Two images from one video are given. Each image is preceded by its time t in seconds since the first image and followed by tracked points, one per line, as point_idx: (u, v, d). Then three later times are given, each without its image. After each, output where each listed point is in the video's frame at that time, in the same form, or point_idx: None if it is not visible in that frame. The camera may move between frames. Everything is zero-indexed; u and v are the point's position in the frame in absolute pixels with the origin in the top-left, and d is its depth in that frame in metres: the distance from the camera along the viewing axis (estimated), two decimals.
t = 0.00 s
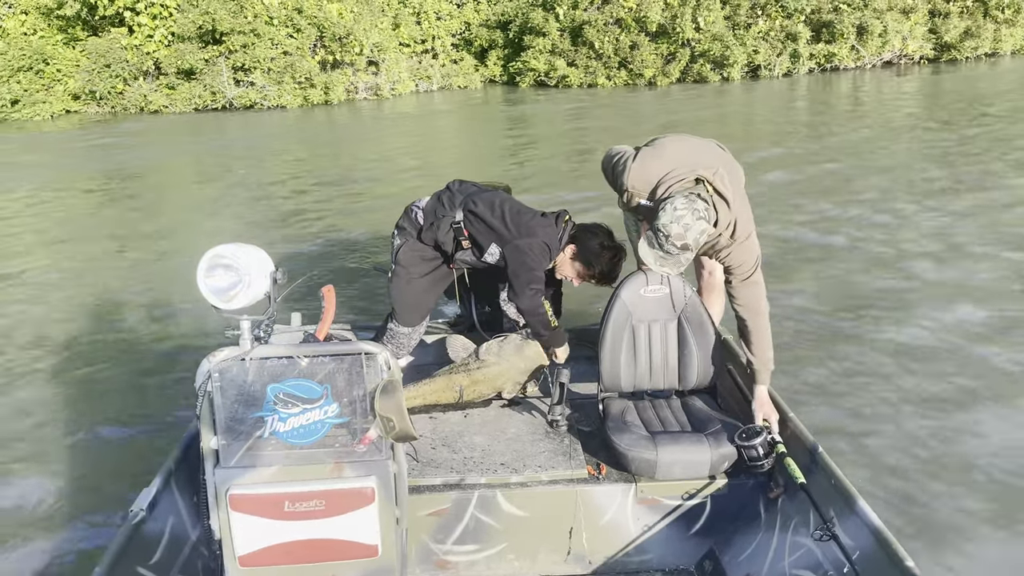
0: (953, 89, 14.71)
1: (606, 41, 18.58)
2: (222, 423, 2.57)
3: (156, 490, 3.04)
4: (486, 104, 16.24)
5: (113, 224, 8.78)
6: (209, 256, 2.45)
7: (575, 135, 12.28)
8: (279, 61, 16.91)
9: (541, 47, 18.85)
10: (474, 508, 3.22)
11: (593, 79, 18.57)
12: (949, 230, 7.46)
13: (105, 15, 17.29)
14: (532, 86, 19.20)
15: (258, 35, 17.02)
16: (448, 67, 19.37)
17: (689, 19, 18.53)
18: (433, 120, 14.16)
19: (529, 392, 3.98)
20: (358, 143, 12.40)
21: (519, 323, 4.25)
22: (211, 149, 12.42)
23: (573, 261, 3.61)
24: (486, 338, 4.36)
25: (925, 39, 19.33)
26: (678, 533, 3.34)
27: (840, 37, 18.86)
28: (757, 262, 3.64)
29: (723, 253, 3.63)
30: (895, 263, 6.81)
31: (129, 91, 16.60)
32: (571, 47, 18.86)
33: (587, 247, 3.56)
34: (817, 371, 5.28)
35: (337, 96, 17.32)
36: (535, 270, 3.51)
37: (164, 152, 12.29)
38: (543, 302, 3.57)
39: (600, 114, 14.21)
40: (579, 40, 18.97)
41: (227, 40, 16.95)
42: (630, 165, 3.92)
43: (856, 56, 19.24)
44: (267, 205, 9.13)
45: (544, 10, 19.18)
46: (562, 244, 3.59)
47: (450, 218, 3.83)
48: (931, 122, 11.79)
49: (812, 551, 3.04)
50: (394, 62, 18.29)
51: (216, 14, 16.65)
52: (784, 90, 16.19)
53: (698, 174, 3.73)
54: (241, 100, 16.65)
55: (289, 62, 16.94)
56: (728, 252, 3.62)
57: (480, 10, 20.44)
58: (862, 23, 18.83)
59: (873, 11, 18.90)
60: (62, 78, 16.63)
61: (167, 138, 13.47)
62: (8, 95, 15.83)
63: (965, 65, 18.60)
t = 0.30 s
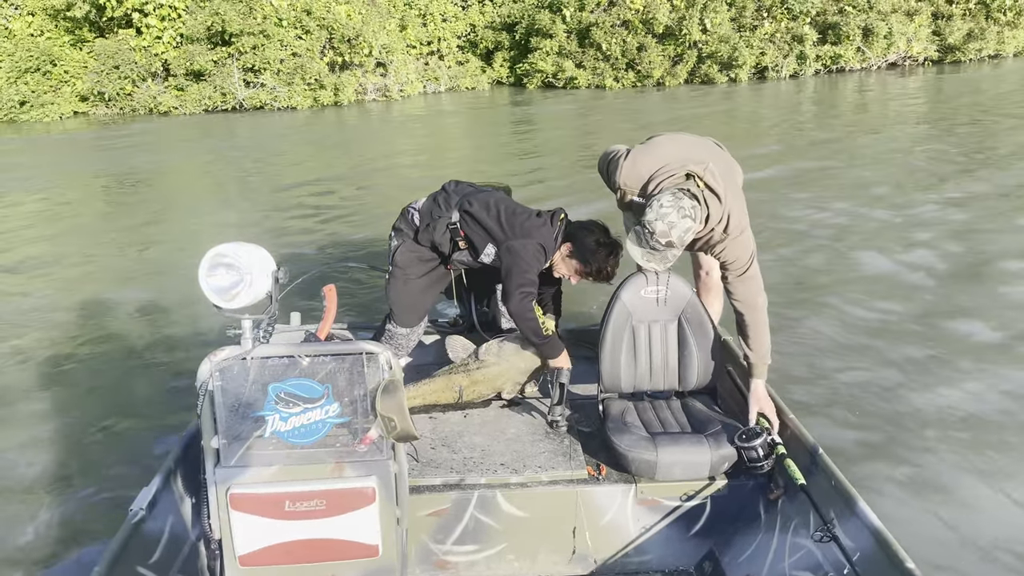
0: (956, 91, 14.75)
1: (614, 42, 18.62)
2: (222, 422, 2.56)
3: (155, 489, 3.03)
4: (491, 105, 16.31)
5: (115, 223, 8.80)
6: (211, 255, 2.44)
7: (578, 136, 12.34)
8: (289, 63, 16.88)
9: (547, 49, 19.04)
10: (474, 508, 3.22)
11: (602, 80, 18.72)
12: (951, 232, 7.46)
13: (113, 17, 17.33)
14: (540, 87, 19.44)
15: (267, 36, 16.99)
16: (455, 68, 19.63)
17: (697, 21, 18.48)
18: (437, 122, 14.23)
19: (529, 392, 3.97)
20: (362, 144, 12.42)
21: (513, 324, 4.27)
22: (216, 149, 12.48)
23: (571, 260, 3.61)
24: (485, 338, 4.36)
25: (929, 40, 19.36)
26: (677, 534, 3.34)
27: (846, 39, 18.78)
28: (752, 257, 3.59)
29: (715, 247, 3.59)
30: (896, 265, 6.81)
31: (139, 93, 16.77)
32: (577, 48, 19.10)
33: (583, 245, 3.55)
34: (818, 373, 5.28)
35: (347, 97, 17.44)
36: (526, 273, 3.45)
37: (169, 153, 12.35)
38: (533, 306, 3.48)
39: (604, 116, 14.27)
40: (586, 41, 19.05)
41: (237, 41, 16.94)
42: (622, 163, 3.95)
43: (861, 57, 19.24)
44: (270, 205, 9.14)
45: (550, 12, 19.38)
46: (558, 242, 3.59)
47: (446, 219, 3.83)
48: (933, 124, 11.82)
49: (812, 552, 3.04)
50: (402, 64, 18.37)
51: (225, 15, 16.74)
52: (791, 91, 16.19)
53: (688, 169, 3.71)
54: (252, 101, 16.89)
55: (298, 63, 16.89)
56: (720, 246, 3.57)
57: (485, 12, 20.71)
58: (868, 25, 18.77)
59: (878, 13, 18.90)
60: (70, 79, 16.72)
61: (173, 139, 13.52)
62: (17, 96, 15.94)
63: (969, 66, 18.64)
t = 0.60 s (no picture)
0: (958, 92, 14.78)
1: (620, 43, 18.69)
2: (219, 424, 2.56)
3: (151, 492, 3.00)
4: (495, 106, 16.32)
5: (117, 224, 8.82)
6: (208, 256, 2.43)
7: (580, 138, 12.35)
8: (298, 65, 16.93)
9: (554, 50, 19.05)
10: (471, 510, 3.22)
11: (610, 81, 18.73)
12: (953, 236, 7.44)
13: (119, 18, 17.35)
14: (546, 88, 19.45)
15: (276, 37, 17.05)
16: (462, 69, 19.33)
17: (702, 23, 18.51)
18: (440, 123, 14.25)
19: (526, 394, 3.97)
20: (365, 144, 12.42)
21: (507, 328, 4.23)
22: (219, 150, 12.49)
23: (565, 264, 3.60)
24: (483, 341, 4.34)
25: (932, 41, 19.41)
26: (674, 537, 3.34)
27: (850, 40, 18.83)
28: (754, 205, 3.78)
29: (717, 206, 3.77)
30: (896, 270, 6.81)
31: (146, 94, 16.78)
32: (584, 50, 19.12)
33: (577, 251, 3.55)
34: (818, 376, 5.27)
35: (356, 98, 17.24)
36: (519, 280, 3.47)
37: (173, 153, 12.37)
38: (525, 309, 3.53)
39: (607, 116, 14.28)
40: (592, 42, 19.12)
41: (245, 42, 17.05)
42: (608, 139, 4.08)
43: (866, 58, 19.25)
44: (272, 207, 9.15)
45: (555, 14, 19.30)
46: (552, 248, 3.60)
47: (442, 224, 3.85)
48: (935, 125, 11.83)
49: (809, 556, 3.04)
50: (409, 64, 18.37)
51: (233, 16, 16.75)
52: (797, 92, 16.14)
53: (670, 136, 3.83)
54: (262, 102, 16.88)
55: (307, 65, 16.93)
56: (721, 205, 3.75)
57: (489, 14, 20.60)
58: (872, 26, 18.80)
59: (882, 14, 18.93)
60: (77, 80, 16.74)
61: (179, 139, 13.55)
62: (23, 98, 16.13)
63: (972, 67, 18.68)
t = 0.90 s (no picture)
0: (959, 91, 14.82)
1: (626, 45, 18.95)
2: (210, 430, 2.55)
3: (144, 498, 3.01)
4: (500, 108, 16.32)
5: (117, 227, 8.82)
6: (198, 262, 2.43)
7: (581, 138, 12.36)
8: (306, 66, 16.94)
9: (559, 51, 19.14)
10: (466, 514, 3.21)
11: (614, 81, 19.10)
12: (952, 235, 7.42)
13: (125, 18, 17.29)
14: (552, 89, 19.48)
15: (283, 39, 17.02)
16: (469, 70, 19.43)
17: (708, 24, 18.59)
18: (443, 124, 14.24)
19: (521, 397, 3.97)
20: (366, 146, 12.42)
21: (509, 326, 4.23)
22: (220, 152, 12.48)
23: (559, 269, 3.62)
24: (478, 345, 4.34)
25: (935, 42, 19.46)
26: (670, 538, 3.33)
27: (853, 41, 18.88)
28: (755, 157, 4.07)
29: (722, 159, 3.99)
30: (895, 269, 6.79)
31: (153, 95, 16.79)
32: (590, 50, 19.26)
33: (571, 256, 3.55)
34: (816, 374, 5.26)
35: (365, 99, 17.40)
36: (525, 284, 3.51)
37: (174, 155, 12.37)
38: (540, 320, 3.62)
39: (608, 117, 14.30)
40: (597, 43, 19.24)
41: (253, 44, 17.00)
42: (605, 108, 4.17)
43: (869, 58, 19.30)
44: (272, 209, 9.15)
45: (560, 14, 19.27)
46: (548, 254, 3.62)
47: (438, 229, 3.82)
48: (935, 125, 11.83)
49: (805, 556, 3.04)
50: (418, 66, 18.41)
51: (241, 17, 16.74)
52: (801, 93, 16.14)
53: (669, 95, 4.00)
54: (271, 103, 17.05)
55: (315, 65, 16.98)
56: (726, 158, 3.99)
57: (492, 14, 20.50)
58: (876, 27, 18.85)
59: (885, 16, 18.98)
60: (83, 81, 16.86)
61: (182, 140, 13.59)
62: (30, 99, 16.09)
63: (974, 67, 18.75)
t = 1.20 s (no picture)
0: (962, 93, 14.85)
1: (631, 46, 19.23)
2: (212, 431, 2.55)
3: (144, 500, 3.00)
4: (505, 108, 16.34)
5: (119, 228, 8.81)
6: (201, 263, 2.43)
7: (583, 139, 12.37)
8: (315, 68, 16.97)
9: (565, 52, 19.26)
10: (466, 516, 3.21)
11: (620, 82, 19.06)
12: (954, 238, 7.42)
13: (133, 21, 17.36)
14: (558, 90, 19.52)
15: (292, 40, 17.01)
16: (475, 72, 19.49)
17: (713, 26, 19.00)
18: (447, 125, 14.26)
19: (520, 399, 3.97)
20: (369, 147, 12.44)
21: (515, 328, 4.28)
22: (224, 154, 12.48)
23: (559, 270, 3.64)
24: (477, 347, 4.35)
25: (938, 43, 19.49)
26: (670, 540, 3.33)
27: (858, 43, 18.93)
28: (762, 125, 3.93)
29: (727, 115, 3.86)
30: (897, 273, 6.78)
31: (161, 97, 16.82)
32: (596, 51, 19.57)
33: (571, 258, 3.57)
34: (817, 377, 5.27)
35: (375, 100, 17.42)
36: (530, 282, 3.54)
37: (178, 157, 12.36)
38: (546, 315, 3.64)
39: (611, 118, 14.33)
40: (603, 44, 19.59)
41: (262, 45, 17.00)
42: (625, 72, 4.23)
43: (874, 59, 19.33)
44: (275, 211, 9.15)
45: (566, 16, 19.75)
46: (546, 254, 3.64)
47: (436, 234, 3.83)
48: (937, 126, 11.84)
49: (804, 559, 3.04)
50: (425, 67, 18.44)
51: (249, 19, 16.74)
52: (806, 94, 16.17)
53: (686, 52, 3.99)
54: (281, 104, 17.11)
55: (324, 67, 16.99)
56: (733, 109, 3.85)
57: (497, 16, 20.82)
58: (880, 28, 18.89)
59: (889, 16, 19.01)
60: (91, 82, 16.87)
61: (188, 143, 13.60)
62: (38, 101, 15.99)
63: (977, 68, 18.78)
